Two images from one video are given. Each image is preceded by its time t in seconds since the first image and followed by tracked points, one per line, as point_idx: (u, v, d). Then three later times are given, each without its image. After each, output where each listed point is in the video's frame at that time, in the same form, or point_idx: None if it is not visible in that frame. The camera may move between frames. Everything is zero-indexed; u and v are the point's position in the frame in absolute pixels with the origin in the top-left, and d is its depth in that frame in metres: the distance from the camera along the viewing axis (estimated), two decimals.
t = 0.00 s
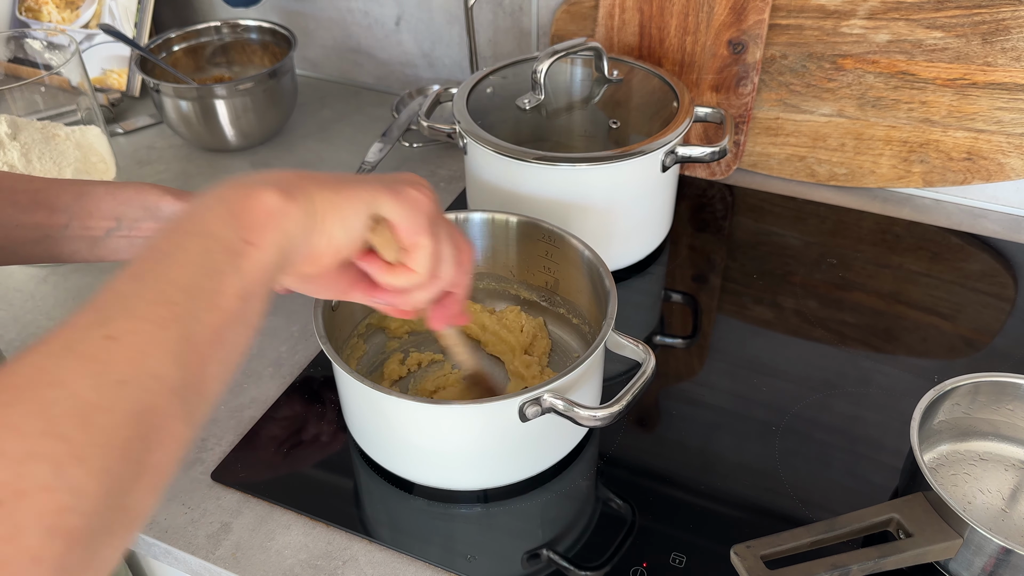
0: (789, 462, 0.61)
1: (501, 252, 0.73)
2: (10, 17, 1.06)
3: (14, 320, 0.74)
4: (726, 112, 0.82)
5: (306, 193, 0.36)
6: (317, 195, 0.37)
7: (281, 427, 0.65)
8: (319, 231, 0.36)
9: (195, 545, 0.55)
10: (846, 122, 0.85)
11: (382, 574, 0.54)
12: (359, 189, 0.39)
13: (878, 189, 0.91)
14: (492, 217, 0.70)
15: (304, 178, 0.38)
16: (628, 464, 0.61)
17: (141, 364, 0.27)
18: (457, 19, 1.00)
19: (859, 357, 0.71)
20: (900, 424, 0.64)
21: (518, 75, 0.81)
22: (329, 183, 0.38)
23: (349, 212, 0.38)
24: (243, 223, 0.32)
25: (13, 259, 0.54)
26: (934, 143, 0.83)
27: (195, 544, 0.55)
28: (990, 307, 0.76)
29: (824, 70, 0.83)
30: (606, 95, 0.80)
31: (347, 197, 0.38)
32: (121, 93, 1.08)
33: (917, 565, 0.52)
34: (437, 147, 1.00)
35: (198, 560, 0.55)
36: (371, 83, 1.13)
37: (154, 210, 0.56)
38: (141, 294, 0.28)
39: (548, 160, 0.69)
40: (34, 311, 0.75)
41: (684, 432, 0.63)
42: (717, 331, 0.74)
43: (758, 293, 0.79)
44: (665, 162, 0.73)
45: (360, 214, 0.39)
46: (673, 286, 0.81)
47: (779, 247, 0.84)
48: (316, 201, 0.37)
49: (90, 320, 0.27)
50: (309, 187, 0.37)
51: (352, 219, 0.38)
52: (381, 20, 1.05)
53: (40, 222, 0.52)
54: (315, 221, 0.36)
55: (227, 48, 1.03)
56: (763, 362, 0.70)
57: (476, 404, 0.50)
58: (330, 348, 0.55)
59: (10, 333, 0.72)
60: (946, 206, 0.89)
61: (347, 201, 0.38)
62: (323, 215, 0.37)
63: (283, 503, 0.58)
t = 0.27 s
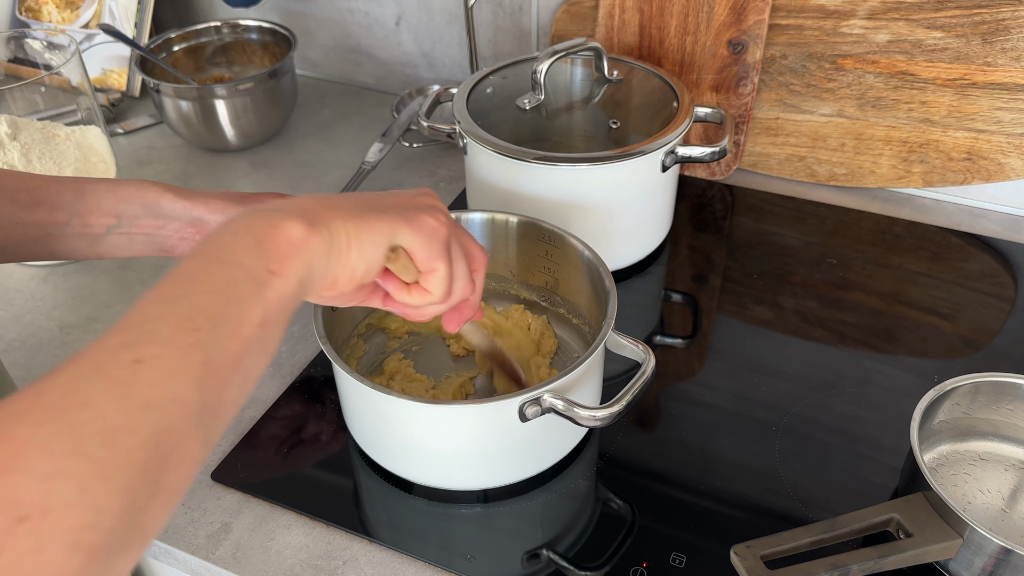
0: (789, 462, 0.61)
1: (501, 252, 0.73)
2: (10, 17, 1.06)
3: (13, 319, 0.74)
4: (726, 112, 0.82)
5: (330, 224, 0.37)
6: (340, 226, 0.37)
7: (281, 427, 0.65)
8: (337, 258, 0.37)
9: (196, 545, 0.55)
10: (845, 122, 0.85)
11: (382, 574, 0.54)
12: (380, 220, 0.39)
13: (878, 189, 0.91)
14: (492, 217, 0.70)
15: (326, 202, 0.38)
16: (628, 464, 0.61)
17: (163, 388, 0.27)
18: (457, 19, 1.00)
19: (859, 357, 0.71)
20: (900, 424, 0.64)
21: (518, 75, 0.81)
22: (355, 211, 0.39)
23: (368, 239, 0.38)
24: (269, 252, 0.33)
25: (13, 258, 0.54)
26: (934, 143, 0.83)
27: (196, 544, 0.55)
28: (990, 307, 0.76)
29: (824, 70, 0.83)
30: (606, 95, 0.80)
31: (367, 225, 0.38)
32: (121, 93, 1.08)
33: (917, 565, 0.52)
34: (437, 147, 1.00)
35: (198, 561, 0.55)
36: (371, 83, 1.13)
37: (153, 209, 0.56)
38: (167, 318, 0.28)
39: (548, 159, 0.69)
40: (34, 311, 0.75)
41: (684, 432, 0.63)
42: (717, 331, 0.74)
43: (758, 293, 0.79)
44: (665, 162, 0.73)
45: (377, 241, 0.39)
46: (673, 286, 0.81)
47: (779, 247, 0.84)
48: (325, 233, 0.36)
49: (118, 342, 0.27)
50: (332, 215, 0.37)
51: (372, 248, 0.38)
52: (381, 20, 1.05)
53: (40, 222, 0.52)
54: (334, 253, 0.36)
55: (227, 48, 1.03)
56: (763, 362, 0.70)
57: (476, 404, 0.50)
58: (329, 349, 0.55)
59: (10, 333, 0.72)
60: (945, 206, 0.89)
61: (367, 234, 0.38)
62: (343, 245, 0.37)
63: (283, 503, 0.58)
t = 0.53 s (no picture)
0: (789, 462, 0.61)
1: (501, 252, 0.73)
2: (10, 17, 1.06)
3: (14, 319, 0.74)
4: (725, 112, 0.82)
5: (296, 230, 0.37)
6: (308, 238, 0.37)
7: (281, 426, 0.65)
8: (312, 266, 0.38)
9: (196, 545, 0.55)
10: (845, 122, 0.85)
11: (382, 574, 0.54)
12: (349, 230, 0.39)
13: (878, 189, 0.91)
14: (492, 217, 0.70)
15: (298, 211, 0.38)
16: (628, 464, 0.61)
17: (118, 420, 0.28)
18: (457, 20, 1.00)
19: (859, 357, 0.71)
20: (900, 424, 0.64)
21: (518, 75, 0.81)
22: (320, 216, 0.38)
23: (336, 254, 0.38)
24: (233, 268, 0.34)
25: (13, 258, 0.54)
26: (934, 143, 0.83)
27: (196, 544, 0.55)
28: (990, 307, 0.76)
29: (824, 70, 0.83)
30: (606, 95, 0.80)
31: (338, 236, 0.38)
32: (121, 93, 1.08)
33: (917, 565, 0.52)
34: (437, 147, 1.00)
35: (198, 560, 0.55)
36: (371, 83, 1.13)
37: (154, 209, 0.56)
38: (123, 342, 0.29)
39: (548, 159, 0.69)
40: (35, 311, 0.75)
41: (684, 432, 0.63)
42: (717, 331, 0.74)
43: (758, 292, 0.79)
44: (665, 161, 0.73)
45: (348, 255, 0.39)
46: (673, 286, 0.81)
47: (779, 247, 0.84)
48: (274, 252, 0.35)
49: (73, 369, 0.28)
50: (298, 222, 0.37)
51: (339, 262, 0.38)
52: (381, 21, 1.05)
53: (40, 221, 0.52)
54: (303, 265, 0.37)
55: (227, 48, 1.03)
56: (763, 362, 0.70)
57: (475, 405, 0.50)
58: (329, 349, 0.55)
59: (10, 333, 0.72)
60: (945, 206, 0.89)
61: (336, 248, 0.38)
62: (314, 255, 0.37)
63: (283, 503, 0.58)
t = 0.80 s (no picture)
0: (789, 462, 0.61)
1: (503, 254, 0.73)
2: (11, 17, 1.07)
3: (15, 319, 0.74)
4: (725, 112, 0.82)
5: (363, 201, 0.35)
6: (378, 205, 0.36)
7: (281, 426, 0.65)
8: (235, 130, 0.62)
9: (196, 544, 0.56)
10: (845, 122, 0.85)
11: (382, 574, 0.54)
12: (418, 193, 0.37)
13: (877, 189, 0.91)
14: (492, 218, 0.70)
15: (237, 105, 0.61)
16: (628, 464, 0.61)
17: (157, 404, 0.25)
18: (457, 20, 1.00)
19: (859, 357, 0.71)
20: (900, 424, 0.64)
21: (518, 75, 0.81)
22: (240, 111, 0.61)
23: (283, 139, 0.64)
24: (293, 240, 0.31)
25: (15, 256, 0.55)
26: (934, 143, 0.83)
27: (196, 543, 0.56)
28: (990, 307, 0.76)
29: (824, 71, 0.83)
30: (606, 96, 0.80)
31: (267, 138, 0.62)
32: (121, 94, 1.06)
33: (916, 565, 0.52)
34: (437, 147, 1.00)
35: (199, 560, 0.55)
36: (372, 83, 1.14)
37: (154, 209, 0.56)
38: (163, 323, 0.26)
39: (548, 160, 0.69)
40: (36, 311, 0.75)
41: (684, 432, 0.64)
42: (717, 331, 0.74)
43: (758, 292, 0.79)
44: (665, 162, 0.73)
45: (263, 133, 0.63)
46: (672, 286, 0.81)
47: (779, 248, 0.85)
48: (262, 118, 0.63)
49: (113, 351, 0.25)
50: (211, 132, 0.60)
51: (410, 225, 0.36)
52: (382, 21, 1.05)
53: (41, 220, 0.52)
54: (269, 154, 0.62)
55: (228, 48, 1.03)
56: (763, 362, 0.71)
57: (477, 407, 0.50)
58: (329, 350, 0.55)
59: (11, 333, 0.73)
60: (945, 206, 0.89)
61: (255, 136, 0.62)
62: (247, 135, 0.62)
63: (283, 503, 0.58)
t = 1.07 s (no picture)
0: (788, 461, 0.61)
1: (504, 257, 0.73)
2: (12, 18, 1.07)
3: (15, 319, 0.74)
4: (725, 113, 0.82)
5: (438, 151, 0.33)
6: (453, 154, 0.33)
7: (281, 426, 0.65)
8: (338, 117, 0.47)
9: (196, 544, 0.56)
10: (845, 122, 0.85)
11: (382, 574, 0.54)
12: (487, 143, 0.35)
13: (877, 189, 0.91)
14: (493, 220, 0.70)
15: (300, 81, 0.44)
16: (628, 464, 0.61)
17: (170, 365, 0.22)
18: (457, 20, 1.00)
19: (859, 357, 0.71)
20: (899, 424, 0.64)
21: (518, 75, 0.81)
22: (302, 83, 0.44)
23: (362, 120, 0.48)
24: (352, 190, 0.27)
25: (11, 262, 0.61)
26: (933, 143, 0.83)
27: (196, 543, 0.56)
28: (989, 307, 0.76)
29: (823, 71, 0.83)
30: (606, 96, 0.80)
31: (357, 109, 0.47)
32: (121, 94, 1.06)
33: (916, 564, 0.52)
34: (438, 147, 1.01)
35: (199, 560, 0.55)
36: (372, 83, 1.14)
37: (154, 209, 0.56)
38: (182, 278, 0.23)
39: (548, 160, 0.69)
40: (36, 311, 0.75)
41: (684, 432, 0.64)
42: (717, 331, 0.74)
43: (758, 292, 0.79)
44: (665, 162, 0.73)
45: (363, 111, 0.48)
46: (672, 286, 0.81)
47: (779, 248, 0.85)
48: (323, 95, 0.45)
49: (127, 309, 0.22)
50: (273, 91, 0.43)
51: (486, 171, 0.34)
52: (382, 21, 1.05)
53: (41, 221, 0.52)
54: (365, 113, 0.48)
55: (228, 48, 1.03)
56: (762, 362, 0.71)
57: (477, 409, 0.50)
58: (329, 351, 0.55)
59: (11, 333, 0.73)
60: (945, 207, 0.89)
61: (336, 106, 0.46)
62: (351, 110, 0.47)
63: (283, 503, 0.58)
